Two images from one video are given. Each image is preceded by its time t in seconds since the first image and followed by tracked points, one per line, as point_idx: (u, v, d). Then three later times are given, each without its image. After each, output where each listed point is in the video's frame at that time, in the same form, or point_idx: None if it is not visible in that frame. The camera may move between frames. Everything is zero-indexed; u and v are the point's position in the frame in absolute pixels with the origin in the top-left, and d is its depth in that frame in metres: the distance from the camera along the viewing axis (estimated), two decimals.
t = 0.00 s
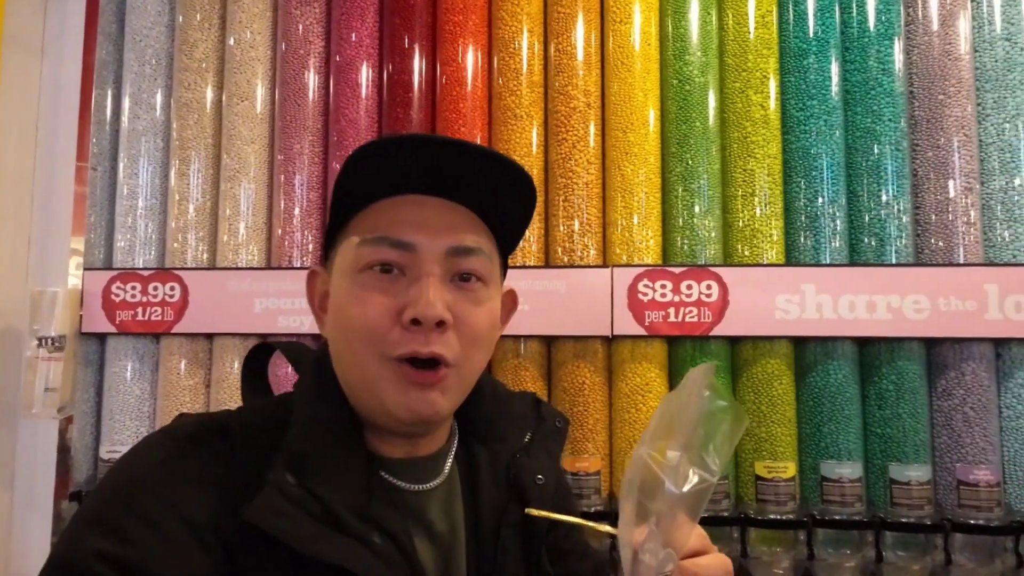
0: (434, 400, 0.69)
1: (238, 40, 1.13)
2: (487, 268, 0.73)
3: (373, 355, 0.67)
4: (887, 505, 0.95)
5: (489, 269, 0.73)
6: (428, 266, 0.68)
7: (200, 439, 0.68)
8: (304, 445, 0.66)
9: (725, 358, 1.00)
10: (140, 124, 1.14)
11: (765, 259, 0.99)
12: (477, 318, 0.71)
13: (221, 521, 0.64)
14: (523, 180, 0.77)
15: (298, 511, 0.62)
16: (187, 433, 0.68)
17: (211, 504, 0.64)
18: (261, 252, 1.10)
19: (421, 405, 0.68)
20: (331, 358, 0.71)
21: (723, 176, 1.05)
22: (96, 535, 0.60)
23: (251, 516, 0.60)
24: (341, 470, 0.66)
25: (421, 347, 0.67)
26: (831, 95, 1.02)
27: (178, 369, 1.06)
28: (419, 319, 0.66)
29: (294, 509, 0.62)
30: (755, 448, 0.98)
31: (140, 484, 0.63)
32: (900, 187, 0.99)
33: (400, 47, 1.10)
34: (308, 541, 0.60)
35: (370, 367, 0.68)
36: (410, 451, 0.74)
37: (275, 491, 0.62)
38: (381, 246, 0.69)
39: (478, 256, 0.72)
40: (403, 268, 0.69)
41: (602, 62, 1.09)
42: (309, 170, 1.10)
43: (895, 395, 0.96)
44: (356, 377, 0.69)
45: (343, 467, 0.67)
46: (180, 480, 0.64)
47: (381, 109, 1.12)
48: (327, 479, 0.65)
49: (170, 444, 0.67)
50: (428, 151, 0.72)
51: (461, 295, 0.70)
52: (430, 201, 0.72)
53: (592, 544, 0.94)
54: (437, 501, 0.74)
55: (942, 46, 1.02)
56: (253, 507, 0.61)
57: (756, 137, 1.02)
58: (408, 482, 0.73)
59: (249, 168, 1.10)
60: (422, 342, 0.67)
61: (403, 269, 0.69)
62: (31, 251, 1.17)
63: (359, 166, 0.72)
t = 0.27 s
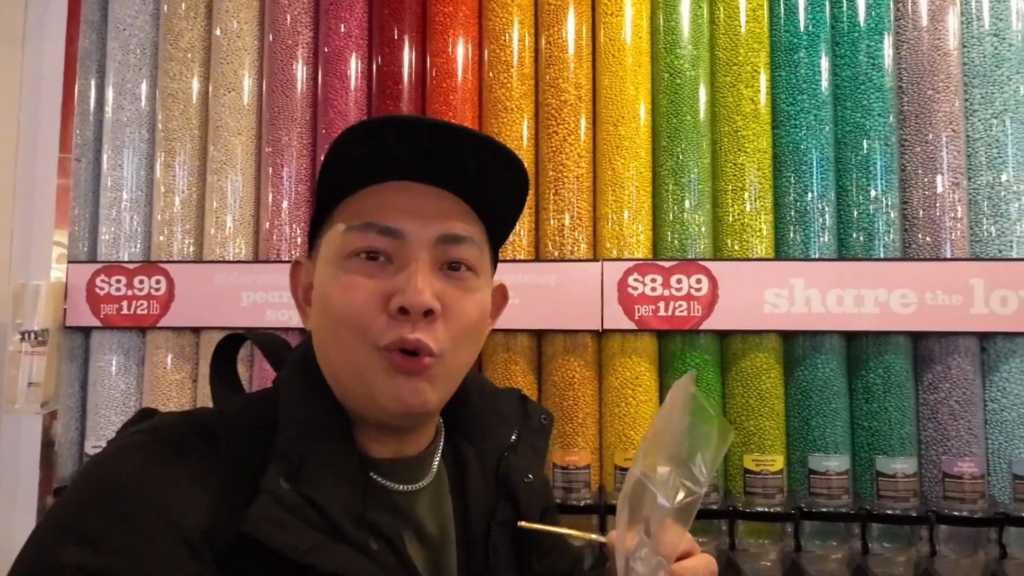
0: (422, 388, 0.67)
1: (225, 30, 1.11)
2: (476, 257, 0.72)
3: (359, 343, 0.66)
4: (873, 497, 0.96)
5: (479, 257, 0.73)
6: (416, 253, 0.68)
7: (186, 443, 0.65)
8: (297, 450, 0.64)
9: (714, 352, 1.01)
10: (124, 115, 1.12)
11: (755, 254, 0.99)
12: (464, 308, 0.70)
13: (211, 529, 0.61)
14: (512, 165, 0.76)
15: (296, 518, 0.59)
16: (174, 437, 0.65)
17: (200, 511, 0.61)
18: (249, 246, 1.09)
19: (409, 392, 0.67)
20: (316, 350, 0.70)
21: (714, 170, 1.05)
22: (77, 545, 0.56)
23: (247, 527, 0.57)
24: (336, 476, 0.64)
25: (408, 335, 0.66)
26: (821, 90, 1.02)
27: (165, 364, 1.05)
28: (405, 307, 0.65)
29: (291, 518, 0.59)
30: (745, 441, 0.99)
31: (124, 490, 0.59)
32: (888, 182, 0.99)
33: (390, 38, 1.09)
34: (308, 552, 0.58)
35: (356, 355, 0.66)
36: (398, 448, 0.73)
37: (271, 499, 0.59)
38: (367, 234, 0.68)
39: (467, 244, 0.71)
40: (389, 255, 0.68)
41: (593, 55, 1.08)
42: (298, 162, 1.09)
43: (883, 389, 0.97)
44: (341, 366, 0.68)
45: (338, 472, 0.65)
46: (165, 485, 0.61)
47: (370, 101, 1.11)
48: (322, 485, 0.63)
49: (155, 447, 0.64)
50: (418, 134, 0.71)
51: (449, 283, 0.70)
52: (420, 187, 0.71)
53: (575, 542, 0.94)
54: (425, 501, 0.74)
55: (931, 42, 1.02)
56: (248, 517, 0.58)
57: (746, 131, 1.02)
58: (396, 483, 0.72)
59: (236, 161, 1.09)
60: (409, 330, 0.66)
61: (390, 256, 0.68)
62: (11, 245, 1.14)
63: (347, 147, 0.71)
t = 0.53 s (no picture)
0: (427, 377, 0.67)
1: (215, 15, 1.09)
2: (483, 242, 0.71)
3: (361, 333, 0.65)
4: (871, 489, 0.96)
5: (484, 241, 0.71)
6: (422, 238, 0.66)
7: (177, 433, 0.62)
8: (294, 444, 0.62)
9: (713, 344, 1.00)
10: (112, 101, 1.09)
11: (755, 246, 0.98)
12: (472, 293, 0.69)
13: (208, 526, 0.59)
14: (511, 136, 0.74)
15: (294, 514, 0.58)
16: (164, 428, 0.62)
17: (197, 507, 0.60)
18: (241, 236, 1.07)
19: (412, 387, 0.66)
20: (314, 338, 0.69)
21: (713, 161, 1.04)
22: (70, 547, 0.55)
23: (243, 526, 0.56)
24: (336, 470, 0.63)
25: (413, 320, 0.65)
26: (822, 80, 1.01)
27: (155, 356, 1.03)
28: (411, 291, 0.64)
29: (291, 515, 0.58)
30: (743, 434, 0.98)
31: (116, 489, 0.57)
32: (888, 173, 0.99)
33: (384, 24, 1.07)
34: (309, 552, 0.57)
35: (358, 345, 0.65)
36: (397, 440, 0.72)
37: (269, 497, 0.58)
38: (370, 215, 0.66)
39: (471, 229, 0.69)
40: (394, 239, 0.67)
41: (591, 43, 1.07)
42: (291, 151, 1.07)
43: (881, 380, 0.97)
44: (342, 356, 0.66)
45: (337, 467, 0.63)
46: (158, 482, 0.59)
47: (364, 89, 1.09)
48: (322, 481, 0.61)
49: (144, 441, 0.61)
50: (413, 108, 0.69)
51: (455, 268, 0.68)
52: (419, 166, 0.70)
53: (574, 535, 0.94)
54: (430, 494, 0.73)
55: (932, 31, 1.01)
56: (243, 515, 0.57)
57: (746, 121, 1.01)
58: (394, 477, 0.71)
59: (228, 149, 1.07)
60: (415, 316, 0.65)
61: (394, 240, 0.67)
62: None
63: (342, 131, 0.69)
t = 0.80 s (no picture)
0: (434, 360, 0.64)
1: None
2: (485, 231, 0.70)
3: (374, 310, 0.62)
4: (865, 480, 0.96)
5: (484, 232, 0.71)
6: (437, 223, 0.65)
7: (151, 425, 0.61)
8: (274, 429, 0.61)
9: (708, 335, 0.99)
10: (93, 85, 1.06)
11: (750, 236, 0.97)
12: (479, 282, 0.68)
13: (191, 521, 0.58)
14: (514, 115, 0.73)
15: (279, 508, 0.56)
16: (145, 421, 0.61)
17: (176, 499, 0.58)
18: (227, 225, 1.04)
19: (420, 365, 0.63)
20: (311, 314, 0.64)
21: (709, 150, 1.02)
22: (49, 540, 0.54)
23: (226, 520, 0.54)
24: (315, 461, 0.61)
25: (428, 304, 0.63)
26: (819, 68, 1.00)
27: (140, 347, 1.01)
28: (431, 276, 0.63)
29: (277, 509, 0.56)
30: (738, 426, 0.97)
31: (90, 481, 0.56)
32: (885, 163, 0.98)
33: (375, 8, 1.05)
34: (288, 540, 0.55)
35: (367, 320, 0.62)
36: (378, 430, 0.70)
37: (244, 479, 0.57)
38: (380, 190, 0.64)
39: (479, 224, 0.69)
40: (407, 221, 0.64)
41: (586, 30, 1.05)
42: (279, 138, 1.05)
43: (876, 371, 0.96)
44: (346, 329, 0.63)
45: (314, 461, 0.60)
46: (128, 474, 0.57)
47: (354, 75, 1.06)
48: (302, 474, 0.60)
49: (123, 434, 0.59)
50: (416, 83, 0.66)
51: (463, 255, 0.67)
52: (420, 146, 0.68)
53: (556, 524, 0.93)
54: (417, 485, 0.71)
55: (930, 20, 1.00)
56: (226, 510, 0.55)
57: (743, 109, 1.00)
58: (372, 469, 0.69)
59: (213, 135, 1.04)
60: (429, 301, 0.63)
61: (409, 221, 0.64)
62: None
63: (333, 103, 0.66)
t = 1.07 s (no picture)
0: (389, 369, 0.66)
1: None
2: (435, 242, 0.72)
3: (338, 308, 0.61)
4: (850, 474, 0.96)
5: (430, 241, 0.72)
6: (410, 232, 0.65)
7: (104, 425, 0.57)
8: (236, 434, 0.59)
9: (695, 330, 0.99)
10: (71, 75, 1.04)
11: (738, 230, 0.97)
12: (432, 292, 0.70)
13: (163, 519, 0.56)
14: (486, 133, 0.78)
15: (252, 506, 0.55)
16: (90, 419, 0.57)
17: (140, 506, 0.56)
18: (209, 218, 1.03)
19: (375, 372, 0.64)
20: (266, 302, 0.62)
21: (696, 143, 1.01)
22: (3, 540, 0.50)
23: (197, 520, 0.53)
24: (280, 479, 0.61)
25: (392, 314, 0.63)
26: (807, 61, 0.99)
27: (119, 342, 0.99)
28: (401, 285, 0.63)
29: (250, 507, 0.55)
30: (724, 420, 0.97)
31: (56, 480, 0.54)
32: (872, 157, 0.98)
33: None
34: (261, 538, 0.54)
35: (329, 318, 0.61)
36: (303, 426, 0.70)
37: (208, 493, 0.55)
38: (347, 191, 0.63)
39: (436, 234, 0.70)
40: (382, 224, 0.64)
41: (574, 21, 1.03)
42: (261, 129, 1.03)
43: (862, 366, 0.96)
44: (306, 323, 0.61)
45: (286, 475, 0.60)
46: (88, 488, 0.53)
47: (338, 65, 1.05)
48: (272, 485, 0.59)
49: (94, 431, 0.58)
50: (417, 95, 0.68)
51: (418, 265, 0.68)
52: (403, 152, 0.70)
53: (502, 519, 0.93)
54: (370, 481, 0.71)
55: (919, 12, 1.00)
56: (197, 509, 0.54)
57: (731, 102, 0.99)
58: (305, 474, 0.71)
59: (194, 126, 1.02)
60: (394, 310, 0.63)
61: (385, 225, 0.64)
62: None
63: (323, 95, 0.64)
